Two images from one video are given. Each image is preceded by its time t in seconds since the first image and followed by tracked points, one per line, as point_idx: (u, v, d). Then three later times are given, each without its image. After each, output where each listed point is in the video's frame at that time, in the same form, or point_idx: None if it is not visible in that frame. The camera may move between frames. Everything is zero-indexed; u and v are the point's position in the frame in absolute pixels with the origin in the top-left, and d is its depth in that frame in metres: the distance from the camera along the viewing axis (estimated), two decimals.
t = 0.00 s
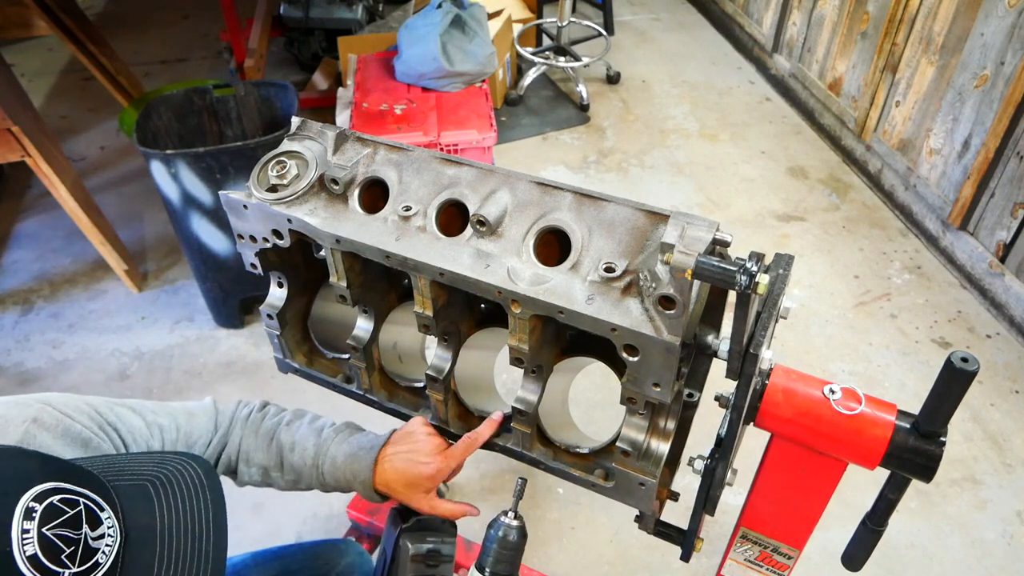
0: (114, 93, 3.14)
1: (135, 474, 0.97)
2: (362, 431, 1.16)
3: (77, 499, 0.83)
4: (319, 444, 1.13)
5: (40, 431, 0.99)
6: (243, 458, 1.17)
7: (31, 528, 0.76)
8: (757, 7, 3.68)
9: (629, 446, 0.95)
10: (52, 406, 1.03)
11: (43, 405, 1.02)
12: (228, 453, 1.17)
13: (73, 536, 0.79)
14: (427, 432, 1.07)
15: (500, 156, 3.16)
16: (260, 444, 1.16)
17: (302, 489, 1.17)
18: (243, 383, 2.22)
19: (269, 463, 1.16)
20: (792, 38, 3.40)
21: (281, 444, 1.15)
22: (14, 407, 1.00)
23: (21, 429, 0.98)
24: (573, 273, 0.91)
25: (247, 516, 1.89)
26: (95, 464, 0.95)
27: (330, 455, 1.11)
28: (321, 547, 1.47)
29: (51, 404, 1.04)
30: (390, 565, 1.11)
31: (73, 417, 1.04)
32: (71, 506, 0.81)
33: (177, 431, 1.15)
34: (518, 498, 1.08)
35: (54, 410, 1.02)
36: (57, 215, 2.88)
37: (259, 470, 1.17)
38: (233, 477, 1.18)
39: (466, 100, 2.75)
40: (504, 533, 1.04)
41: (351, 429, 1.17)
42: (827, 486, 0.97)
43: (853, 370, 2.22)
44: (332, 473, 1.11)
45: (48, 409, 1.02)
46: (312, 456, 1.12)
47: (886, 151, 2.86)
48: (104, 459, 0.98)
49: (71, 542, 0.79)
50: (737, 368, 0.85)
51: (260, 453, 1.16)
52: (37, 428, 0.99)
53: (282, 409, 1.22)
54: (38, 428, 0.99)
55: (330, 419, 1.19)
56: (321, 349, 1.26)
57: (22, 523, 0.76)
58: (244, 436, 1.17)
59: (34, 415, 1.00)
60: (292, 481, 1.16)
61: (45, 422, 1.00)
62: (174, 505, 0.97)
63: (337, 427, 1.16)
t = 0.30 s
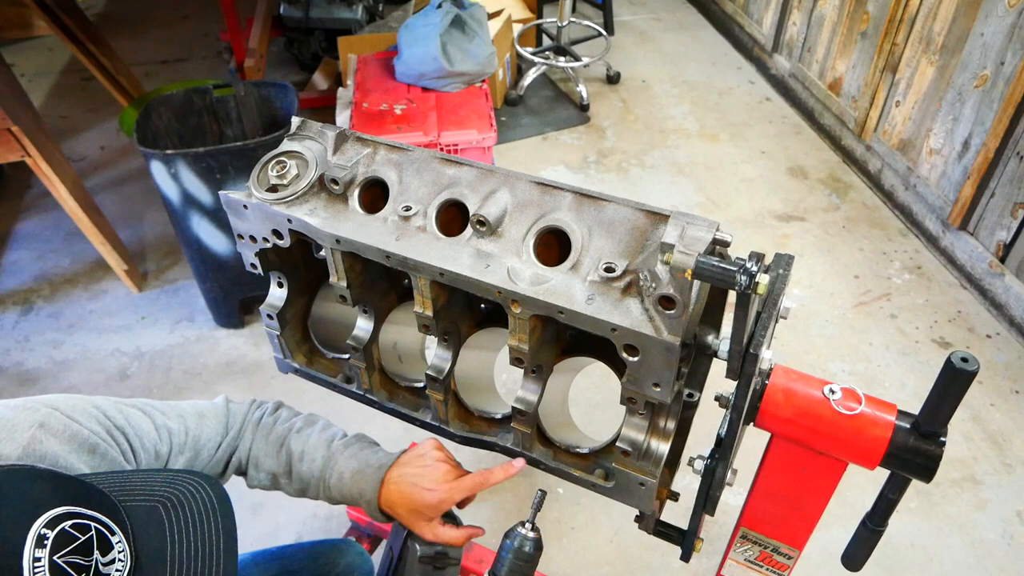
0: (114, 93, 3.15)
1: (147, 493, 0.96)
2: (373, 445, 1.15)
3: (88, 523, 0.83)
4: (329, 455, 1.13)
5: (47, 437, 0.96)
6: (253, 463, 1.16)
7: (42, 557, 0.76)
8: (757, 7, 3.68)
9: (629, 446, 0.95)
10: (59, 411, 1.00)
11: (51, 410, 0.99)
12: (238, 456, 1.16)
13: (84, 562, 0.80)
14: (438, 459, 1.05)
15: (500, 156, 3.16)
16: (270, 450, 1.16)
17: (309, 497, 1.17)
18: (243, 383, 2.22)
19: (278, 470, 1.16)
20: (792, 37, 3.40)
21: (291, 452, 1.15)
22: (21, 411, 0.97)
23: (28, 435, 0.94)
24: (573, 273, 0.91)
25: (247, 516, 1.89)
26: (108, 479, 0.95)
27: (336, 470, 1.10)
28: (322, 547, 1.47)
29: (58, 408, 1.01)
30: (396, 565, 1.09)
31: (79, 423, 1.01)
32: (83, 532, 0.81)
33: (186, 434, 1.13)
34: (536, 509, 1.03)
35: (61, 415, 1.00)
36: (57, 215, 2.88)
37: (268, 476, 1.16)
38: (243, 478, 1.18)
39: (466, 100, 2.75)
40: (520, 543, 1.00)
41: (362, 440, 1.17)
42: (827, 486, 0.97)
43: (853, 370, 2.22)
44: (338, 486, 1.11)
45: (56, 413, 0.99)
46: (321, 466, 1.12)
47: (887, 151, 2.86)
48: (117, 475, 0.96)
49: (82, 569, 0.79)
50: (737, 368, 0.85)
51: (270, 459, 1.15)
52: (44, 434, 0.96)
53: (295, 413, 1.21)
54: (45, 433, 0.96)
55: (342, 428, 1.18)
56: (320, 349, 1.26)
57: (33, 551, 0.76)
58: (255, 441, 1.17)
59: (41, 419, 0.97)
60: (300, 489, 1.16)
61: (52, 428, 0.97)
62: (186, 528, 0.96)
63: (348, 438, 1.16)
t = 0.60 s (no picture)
0: (114, 93, 3.15)
1: (150, 501, 0.96)
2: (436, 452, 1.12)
3: (92, 532, 0.83)
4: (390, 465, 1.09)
5: (55, 446, 0.96)
6: (295, 476, 1.13)
7: (45, 567, 0.77)
8: (757, 7, 3.68)
9: (629, 446, 0.95)
10: (69, 419, 1.00)
11: (60, 417, 0.99)
12: (276, 469, 1.13)
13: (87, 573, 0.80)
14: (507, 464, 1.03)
15: (500, 156, 3.16)
16: (316, 463, 1.12)
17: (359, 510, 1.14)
18: (243, 383, 2.22)
19: (324, 483, 1.12)
20: (792, 37, 3.40)
21: (341, 464, 1.11)
22: (31, 417, 0.97)
23: (36, 443, 0.95)
24: (574, 273, 0.91)
25: (247, 516, 1.89)
26: (112, 486, 0.94)
27: (402, 479, 1.07)
28: (323, 548, 1.47)
29: (69, 416, 1.01)
30: (401, 568, 1.12)
31: (90, 432, 1.01)
32: (86, 541, 0.81)
33: (202, 446, 1.11)
34: (546, 520, 1.03)
35: (71, 424, 1.00)
36: (57, 215, 2.88)
37: (312, 491, 1.13)
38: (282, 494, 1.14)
39: (466, 100, 2.75)
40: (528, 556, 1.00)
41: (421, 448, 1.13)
42: (827, 486, 0.97)
43: (853, 370, 2.22)
44: (402, 498, 1.07)
45: (66, 421, 1.00)
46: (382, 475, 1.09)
47: (886, 151, 2.86)
48: (121, 482, 0.96)
49: None
50: (737, 368, 0.85)
51: (316, 472, 1.12)
52: (51, 442, 0.96)
53: (338, 422, 1.17)
54: (53, 442, 0.96)
55: (394, 437, 1.15)
56: (321, 349, 1.26)
57: (36, 561, 0.76)
58: (298, 453, 1.13)
59: (49, 427, 0.97)
60: (350, 503, 1.12)
61: (60, 437, 0.97)
62: (188, 537, 0.97)
63: (406, 446, 1.12)
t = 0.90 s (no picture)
0: (114, 93, 3.15)
1: (152, 501, 0.96)
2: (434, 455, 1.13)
3: (93, 532, 0.83)
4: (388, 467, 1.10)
5: (57, 448, 0.96)
6: (294, 477, 1.13)
7: (47, 567, 0.76)
8: (757, 7, 3.68)
9: (629, 446, 0.95)
10: (71, 421, 1.00)
11: (61, 419, 0.99)
12: (276, 470, 1.13)
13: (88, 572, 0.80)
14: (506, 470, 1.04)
15: (500, 156, 3.16)
16: (315, 464, 1.13)
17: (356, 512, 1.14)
18: (243, 383, 2.22)
19: (323, 484, 1.13)
20: (792, 37, 3.40)
21: (341, 466, 1.12)
22: (32, 420, 0.97)
23: (37, 445, 0.95)
24: (573, 273, 0.91)
25: (247, 516, 1.89)
26: (111, 487, 0.95)
27: (400, 481, 1.08)
28: (323, 548, 1.47)
29: (70, 417, 1.01)
30: (401, 567, 1.12)
31: (91, 434, 1.01)
32: (87, 541, 0.81)
33: (203, 447, 1.11)
34: (551, 518, 1.03)
35: (73, 425, 1.00)
36: (57, 215, 2.88)
37: (311, 492, 1.13)
38: (280, 495, 1.15)
39: (466, 100, 2.75)
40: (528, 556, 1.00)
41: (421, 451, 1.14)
42: (827, 486, 0.97)
43: (853, 370, 2.22)
44: (400, 500, 1.08)
45: (67, 423, 1.00)
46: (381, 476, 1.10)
47: (886, 151, 2.86)
48: (121, 483, 0.96)
49: None
50: (737, 368, 0.85)
51: (315, 473, 1.13)
52: (52, 445, 0.96)
53: (338, 424, 1.18)
54: (54, 444, 0.96)
55: (394, 440, 1.16)
56: (321, 349, 1.26)
57: (38, 561, 0.76)
58: (298, 454, 1.14)
59: (50, 429, 0.97)
60: (348, 504, 1.13)
61: (61, 439, 0.97)
62: (190, 537, 0.96)
63: (406, 449, 1.13)
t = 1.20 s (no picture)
0: (114, 93, 3.15)
1: (154, 514, 0.95)
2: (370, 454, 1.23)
3: (95, 546, 0.82)
4: (331, 460, 1.19)
5: (67, 444, 0.97)
6: (246, 468, 1.18)
7: None
8: (757, 7, 3.68)
9: (629, 446, 0.95)
10: (79, 417, 1.02)
11: (70, 416, 1.01)
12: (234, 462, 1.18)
13: None
14: (418, 473, 1.16)
15: (500, 156, 3.16)
16: (268, 456, 1.19)
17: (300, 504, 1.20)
18: (243, 383, 2.22)
19: (273, 477, 1.18)
20: (792, 37, 3.40)
21: (292, 459, 1.19)
22: (42, 418, 0.98)
23: (49, 440, 0.96)
24: (573, 273, 0.91)
25: (247, 517, 1.89)
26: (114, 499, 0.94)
27: (342, 473, 1.17)
28: (324, 548, 1.47)
29: (77, 415, 1.02)
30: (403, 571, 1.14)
31: (98, 430, 1.02)
32: (90, 556, 0.81)
33: (190, 441, 1.14)
34: (546, 523, 1.04)
35: (81, 422, 1.01)
36: (57, 215, 2.88)
37: (260, 483, 1.18)
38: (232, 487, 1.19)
39: (466, 100, 2.75)
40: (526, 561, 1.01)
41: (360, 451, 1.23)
42: (827, 486, 0.97)
43: (852, 370, 2.22)
44: (338, 490, 1.16)
45: (75, 420, 1.01)
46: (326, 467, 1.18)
47: (886, 151, 2.86)
48: (124, 496, 0.95)
49: None
50: (737, 368, 0.85)
51: (268, 465, 1.18)
52: (64, 440, 0.97)
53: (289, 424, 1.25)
54: (64, 440, 0.97)
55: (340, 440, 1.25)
56: (321, 349, 1.26)
57: None
58: (253, 447, 1.19)
59: (60, 426, 0.98)
60: (294, 495, 1.19)
61: (72, 434, 0.98)
62: (191, 550, 0.96)
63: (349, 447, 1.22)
